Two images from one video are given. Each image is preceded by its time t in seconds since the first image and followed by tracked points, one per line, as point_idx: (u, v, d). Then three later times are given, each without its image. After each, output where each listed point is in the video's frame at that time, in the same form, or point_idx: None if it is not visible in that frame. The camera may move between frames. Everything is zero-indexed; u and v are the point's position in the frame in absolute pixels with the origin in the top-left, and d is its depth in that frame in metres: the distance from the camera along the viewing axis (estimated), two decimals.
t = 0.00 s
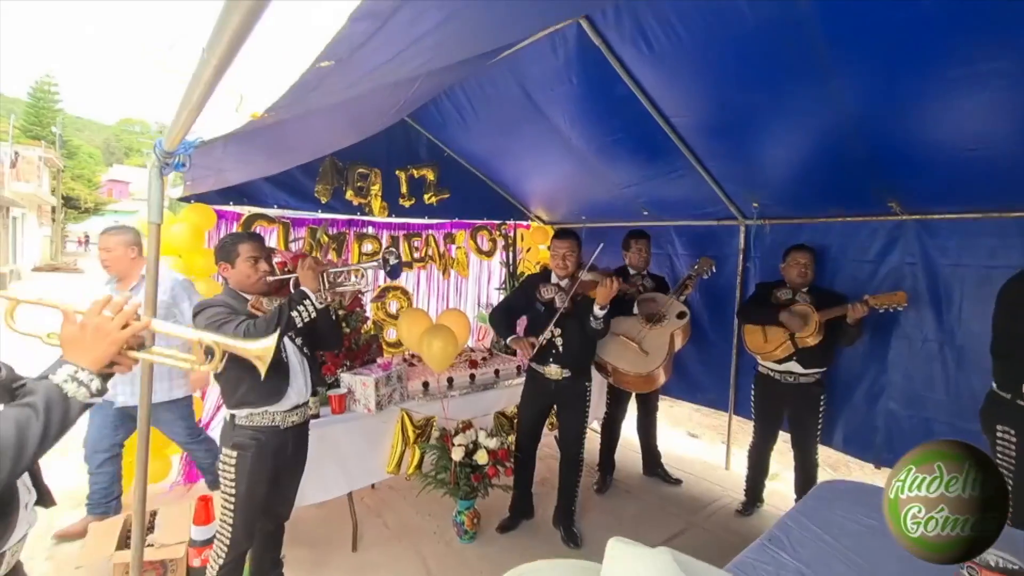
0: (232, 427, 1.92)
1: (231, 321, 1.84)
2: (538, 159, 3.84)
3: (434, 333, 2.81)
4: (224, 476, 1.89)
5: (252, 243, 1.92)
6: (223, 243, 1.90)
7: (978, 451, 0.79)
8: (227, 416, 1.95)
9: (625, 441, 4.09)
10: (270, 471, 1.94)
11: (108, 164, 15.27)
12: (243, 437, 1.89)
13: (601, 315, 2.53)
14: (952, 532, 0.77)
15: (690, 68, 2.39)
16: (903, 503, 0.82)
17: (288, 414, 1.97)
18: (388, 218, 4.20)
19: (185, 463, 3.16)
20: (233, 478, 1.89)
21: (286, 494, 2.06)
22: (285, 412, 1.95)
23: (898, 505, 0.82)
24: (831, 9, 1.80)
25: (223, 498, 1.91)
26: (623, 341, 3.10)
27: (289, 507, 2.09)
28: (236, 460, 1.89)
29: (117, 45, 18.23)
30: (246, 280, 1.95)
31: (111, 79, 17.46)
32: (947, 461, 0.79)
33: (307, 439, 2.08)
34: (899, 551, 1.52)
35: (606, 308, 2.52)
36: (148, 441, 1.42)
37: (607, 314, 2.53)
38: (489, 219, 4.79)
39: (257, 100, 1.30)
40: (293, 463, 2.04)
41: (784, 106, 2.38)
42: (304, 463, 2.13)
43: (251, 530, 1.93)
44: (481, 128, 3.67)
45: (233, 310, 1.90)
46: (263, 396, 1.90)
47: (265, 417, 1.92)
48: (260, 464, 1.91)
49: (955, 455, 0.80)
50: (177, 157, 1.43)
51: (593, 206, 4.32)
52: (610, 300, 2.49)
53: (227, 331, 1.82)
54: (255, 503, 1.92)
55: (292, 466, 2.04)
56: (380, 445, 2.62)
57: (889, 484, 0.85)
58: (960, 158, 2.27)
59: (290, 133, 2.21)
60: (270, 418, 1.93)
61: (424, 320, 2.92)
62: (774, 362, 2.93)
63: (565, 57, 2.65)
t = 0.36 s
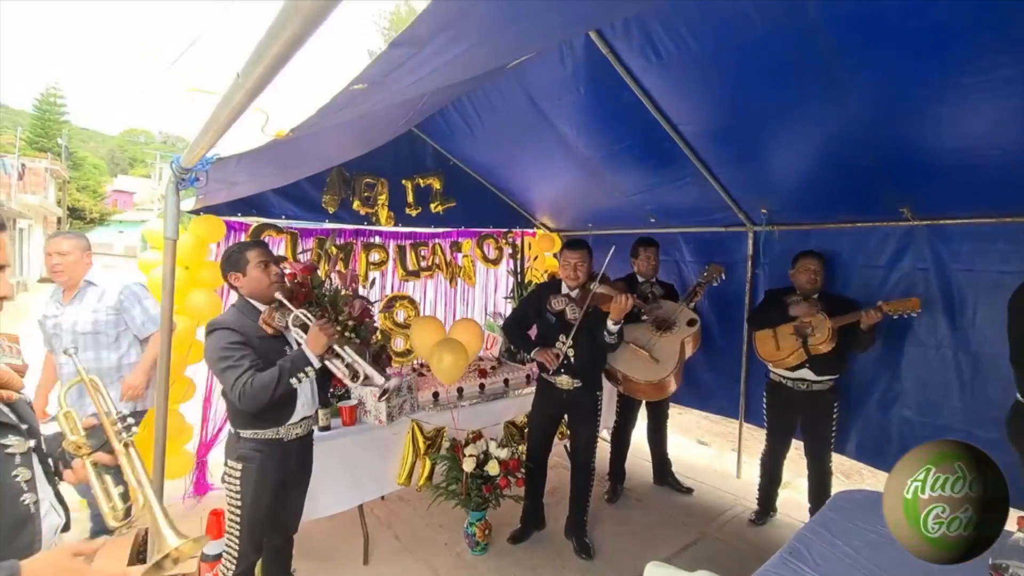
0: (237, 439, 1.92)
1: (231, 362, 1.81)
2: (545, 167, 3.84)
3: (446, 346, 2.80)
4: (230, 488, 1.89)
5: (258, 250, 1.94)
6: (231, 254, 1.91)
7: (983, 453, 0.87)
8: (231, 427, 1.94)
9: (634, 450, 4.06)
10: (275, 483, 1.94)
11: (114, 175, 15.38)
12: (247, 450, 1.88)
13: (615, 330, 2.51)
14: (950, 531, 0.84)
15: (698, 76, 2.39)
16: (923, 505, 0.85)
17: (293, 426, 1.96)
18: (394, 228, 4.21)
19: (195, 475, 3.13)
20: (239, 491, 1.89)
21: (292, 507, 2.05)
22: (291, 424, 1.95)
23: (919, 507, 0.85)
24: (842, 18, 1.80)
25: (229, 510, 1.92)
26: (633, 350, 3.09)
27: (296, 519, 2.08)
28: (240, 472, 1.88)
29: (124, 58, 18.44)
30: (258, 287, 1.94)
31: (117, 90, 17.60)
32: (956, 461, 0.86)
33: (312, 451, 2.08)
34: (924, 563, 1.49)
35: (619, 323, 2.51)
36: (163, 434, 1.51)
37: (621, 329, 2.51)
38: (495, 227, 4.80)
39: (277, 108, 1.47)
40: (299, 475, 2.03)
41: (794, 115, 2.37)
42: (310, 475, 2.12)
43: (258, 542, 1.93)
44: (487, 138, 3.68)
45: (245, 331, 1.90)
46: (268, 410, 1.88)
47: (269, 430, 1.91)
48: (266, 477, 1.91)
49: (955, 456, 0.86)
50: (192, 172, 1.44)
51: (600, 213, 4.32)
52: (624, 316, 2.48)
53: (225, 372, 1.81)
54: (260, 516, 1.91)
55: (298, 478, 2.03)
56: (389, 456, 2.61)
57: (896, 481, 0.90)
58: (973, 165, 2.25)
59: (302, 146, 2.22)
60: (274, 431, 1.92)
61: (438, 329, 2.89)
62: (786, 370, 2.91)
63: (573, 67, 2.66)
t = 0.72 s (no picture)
0: (230, 441, 1.91)
1: (199, 371, 1.82)
2: (543, 166, 3.84)
3: (457, 341, 2.82)
4: (225, 488, 1.90)
5: (264, 246, 1.94)
6: (237, 250, 1.91)
7: (982, 454, 0.82)
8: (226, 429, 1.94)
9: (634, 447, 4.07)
10: (271, 485, 1.94)
11: (106, 175, 15.25)
12: (241, 451, 1.88)
13: (623, 311, 2.50)
14: (953, 529, 0.77)
15: (699, 74, 2.40)
16: (946, 505, 0.78)
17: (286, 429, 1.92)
18: (392, 226, 4.20)
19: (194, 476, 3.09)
20: (234, 492, 1.89)
21: (291, 509, 2.06)
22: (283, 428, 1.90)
23: (943, 507, 0.78)
24: (844, 16, 1.80)
25: (225, 509, 1.93)
26: (634, 348, 3.10)
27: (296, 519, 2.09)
28: (235, 474, 1.89)
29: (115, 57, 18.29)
30: (266, 285, 1.95)
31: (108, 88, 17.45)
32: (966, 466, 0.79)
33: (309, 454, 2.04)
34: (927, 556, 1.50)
35: (627, 304, 2.50)
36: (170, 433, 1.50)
37: (629, 311, 2.51)
38: (493, 226, 4.80)
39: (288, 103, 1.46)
40: (298, 476, 2.04)
41: (793, 113, 2.39)
42: (307, 476, 2.10)
43: (255, 543, 1.92)
44: (486, 136, 3.68)
45: (228, 335, 1.86)
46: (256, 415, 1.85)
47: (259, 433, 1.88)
48: (259, 478, 1.90)
49: (954, 457, 0.81)
50: (196, 170, 1.44)
51: (598, 212, 4.34)
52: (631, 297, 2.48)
53: (193, 378, 1.82)
54: (255, 517, 1.91)
55: (296, 480, 2.03)
56: (389, 456, 2.60)
57: (912, 484, 0.81)
58: (971, 162, 2.27)
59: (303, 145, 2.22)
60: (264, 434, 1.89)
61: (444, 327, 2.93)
62: (784, 366, 2.93)
63: (573, 65, 2.66)
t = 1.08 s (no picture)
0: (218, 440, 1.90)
1: (195, 376, 1.79)
2: (534, 162, 3.86)
3: (460, 334, 2.83)
4: (214, 487, 1.89)
5: (267, 243, 1.95)
6: (240, 242, 1.90)
7: (984, 456, 0.93)
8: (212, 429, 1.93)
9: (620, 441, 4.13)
10: (262, 482, 1.95)
11: (84, 166, 14.87)
12: (229, 449, 1.88)
13: (622, 305, 2.52)
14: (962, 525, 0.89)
15: (689, 74, 2.44)
16: (967, 504, 0.88)
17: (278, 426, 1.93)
18: (382, 221, 4.20)
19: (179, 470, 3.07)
20: (224, 490, 1.88)
21: (287, 505, 2.07)
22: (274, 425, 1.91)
23: (964, 506, 0.88)
24: (832, 21, 1.85)
25: (215, 507, 1.92)
26: (624, 342, 3.14)
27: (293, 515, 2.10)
28: (224, 472, 1.88)
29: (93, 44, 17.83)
30: (263, 283, 1.95)
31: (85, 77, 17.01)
32: (975, 471, 0.90)
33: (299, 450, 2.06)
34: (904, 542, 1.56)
35: (626, 298, 2.52)
36: (165, 430, 1.49)
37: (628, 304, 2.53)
38: (482, 222, 4.82)
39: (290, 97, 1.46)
40: (288, 472, 2.05)
41: (781, 114, 2.45)
42: (297, 471, 2.11)
43: (246, 538, 1.92)
44: (477, 132, 3.69)
45: (224, 336, 1.86)
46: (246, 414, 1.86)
47: (249, 430, 1.89)
48: (251, 474, 1.91)
49: (957, 457, 0.92)
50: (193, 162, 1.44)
51: (586, 208, 4.38)
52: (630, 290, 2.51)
53: (188, 384, 1.79)
54: (247, 513, 1.91)
55: (286, 476, 2.04)
56: (380, 450, 2.61)
57: (930, 489, 0.90)
58: (950, 164, 2.36)
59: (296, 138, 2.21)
60: (252, 431, 1.90)
61: (444, 321, 2.93)
62: (768, 359, 2.99)
63: (565, 63, 2.69)
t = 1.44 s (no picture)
0: (208, 426, 1.88)
1: (187, 365, 1.77)
2: (523, 145, 3.83)
3: (451, 317, 2.81)
4: (204, 473, 1.88)
5: (253, 227, 1.91)
6: (223, 225, 1.87)
7: (985, 455, 0.83)
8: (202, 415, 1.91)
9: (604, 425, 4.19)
10: (252, 466, 1.95)
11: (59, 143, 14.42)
12: (221, 436, 1.87)
13: (602, 288, 2.54)
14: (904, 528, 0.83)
15: (680, 61, 2.44)
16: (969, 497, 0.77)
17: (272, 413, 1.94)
18: (368, 204, 4.14)
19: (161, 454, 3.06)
20: (214, 476, 1.88)
21: (286, 492, 2.08)
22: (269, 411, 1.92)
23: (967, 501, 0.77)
24: (820, 11, 1.87)
25: (204, 492, 1.91)
26: (609, 329, 3.19)
27: (293, 501, 2.11)
28: (214, 458, 1.87)
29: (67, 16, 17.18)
30: (248, 269, 1.92)
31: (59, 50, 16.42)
32: (996, 471, 0.79)
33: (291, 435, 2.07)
34: (876, 521, 1.62)
35: (607, 280, 2.54)
36: (149, 413, 1.47)
37: (608, 287, 2.54)
38: (470, 206, 4.78)
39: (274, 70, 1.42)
40: (279, 457, 2.06)
41: (770, 104, 2.47)
42: (290, 456, 2.12)
43: (234, 522, 1.93)
44: (465, 114, 3.65)
45: (213, 324, 1.83)
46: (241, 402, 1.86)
47: (242, 417, 1.89)
48: (242, 459, 1.91)
49: (962, 456, 0.81)
50: (176, 140, 1.41)
51: (575, 193, 4.36)
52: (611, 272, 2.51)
53: (179, 372, 1.77)
54: (237, 497, 1.92)
55: (277, 459, 2.05)
56: (368, 434, 2.63)
57: (959, 490, 0.77)
58: (930, 154, 2.40)
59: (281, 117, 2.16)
60: (246, 417, 1.90)
61: (434, 307, 2.91)
62: (752, 346, 3.04)
63: (555, 46, 2.66)
